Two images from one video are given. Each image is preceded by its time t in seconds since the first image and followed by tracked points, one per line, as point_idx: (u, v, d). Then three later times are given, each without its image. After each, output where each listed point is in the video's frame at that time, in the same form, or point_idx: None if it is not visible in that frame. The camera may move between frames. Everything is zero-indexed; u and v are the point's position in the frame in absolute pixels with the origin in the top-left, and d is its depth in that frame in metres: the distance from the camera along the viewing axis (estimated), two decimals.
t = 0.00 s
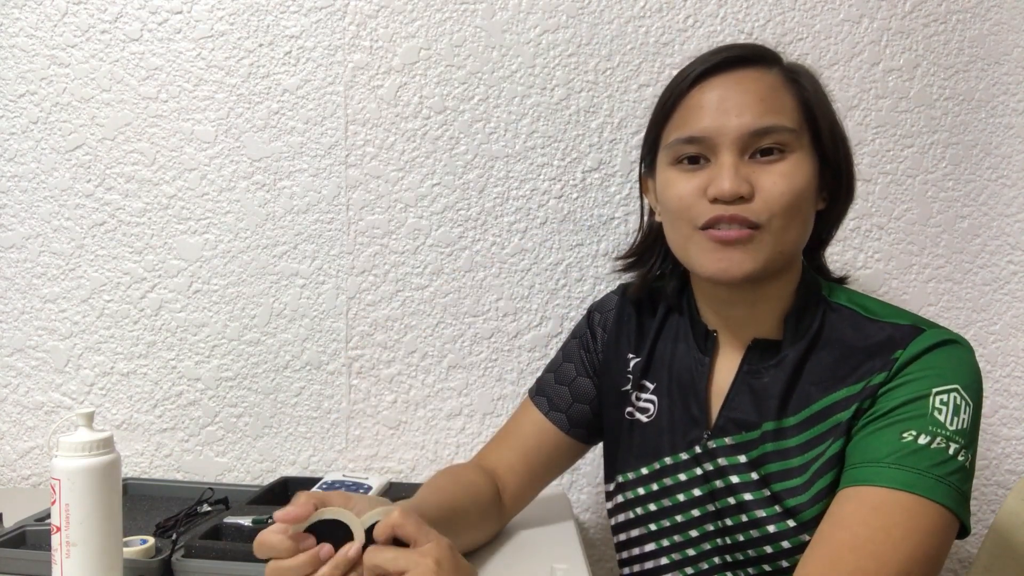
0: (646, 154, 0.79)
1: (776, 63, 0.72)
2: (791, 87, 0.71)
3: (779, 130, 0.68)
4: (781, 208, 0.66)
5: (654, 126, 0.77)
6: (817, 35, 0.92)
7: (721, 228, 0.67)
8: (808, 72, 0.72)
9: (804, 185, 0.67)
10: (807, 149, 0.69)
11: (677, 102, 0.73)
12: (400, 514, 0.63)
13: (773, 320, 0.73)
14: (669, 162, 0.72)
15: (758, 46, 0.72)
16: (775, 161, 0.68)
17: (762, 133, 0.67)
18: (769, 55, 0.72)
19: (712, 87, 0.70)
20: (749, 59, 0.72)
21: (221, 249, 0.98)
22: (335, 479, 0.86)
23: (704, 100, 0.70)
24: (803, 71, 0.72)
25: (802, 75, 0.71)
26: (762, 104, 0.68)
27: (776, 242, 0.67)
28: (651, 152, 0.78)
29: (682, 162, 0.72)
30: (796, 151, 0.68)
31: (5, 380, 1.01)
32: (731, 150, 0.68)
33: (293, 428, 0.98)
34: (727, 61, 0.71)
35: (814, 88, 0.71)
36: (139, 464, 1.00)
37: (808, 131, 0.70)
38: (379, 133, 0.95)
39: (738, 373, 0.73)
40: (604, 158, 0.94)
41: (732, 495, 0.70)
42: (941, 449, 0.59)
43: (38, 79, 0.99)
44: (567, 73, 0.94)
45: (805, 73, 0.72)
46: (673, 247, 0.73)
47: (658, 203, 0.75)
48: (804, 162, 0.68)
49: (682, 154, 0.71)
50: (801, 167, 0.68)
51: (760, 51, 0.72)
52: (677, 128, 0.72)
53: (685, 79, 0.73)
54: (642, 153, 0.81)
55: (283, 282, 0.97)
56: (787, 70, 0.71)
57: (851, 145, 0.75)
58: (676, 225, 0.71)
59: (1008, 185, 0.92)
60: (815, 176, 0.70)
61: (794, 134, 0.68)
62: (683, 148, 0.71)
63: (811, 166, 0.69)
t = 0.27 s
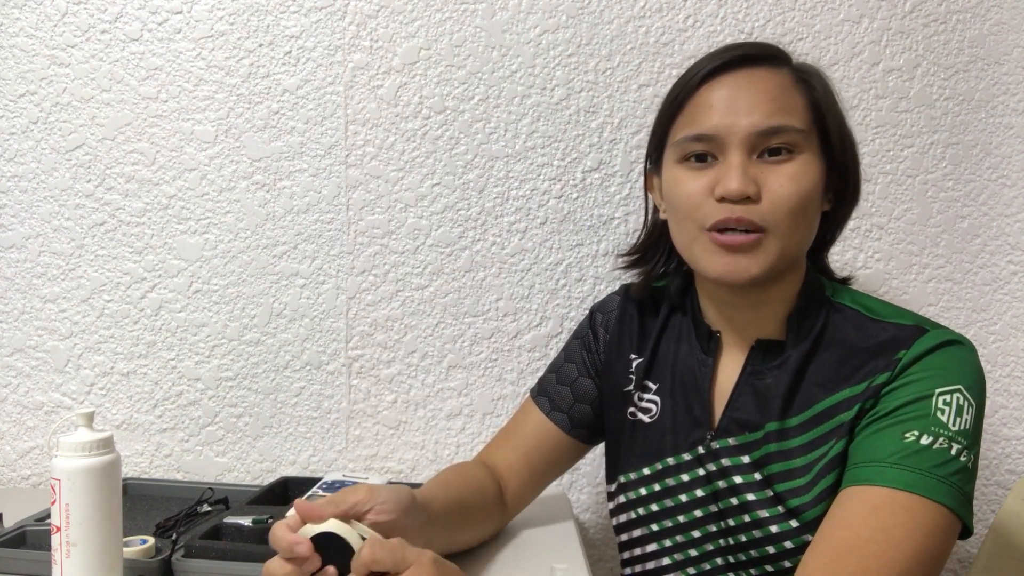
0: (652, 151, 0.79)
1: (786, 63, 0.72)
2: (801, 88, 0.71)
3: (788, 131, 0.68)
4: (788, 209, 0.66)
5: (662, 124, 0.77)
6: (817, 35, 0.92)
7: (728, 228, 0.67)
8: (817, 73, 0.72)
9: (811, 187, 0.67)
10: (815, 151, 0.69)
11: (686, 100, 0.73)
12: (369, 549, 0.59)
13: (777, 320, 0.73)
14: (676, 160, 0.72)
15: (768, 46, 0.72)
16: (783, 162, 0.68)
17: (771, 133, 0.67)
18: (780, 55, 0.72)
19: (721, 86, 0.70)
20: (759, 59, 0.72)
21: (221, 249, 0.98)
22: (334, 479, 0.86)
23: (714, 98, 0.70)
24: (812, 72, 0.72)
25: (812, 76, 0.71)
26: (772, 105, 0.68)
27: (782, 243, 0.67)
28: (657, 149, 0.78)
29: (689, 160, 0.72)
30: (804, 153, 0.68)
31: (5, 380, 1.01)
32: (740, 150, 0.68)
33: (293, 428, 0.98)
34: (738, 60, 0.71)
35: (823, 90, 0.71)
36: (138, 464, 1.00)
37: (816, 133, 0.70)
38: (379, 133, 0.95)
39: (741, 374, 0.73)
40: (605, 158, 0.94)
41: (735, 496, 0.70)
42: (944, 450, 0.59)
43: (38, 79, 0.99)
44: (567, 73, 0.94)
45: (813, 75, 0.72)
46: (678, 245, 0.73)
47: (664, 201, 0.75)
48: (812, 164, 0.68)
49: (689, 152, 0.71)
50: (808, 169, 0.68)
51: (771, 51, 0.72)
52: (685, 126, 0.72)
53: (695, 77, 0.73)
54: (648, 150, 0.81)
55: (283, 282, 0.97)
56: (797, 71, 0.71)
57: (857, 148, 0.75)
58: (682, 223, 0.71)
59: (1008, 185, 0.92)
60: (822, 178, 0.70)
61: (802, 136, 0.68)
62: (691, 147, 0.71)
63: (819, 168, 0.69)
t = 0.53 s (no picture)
0: (655, 151, 0.79)
1: (789, 64, 0.72)
2: (803, 89, 0.70)
3: (790, 133, 0.67)
4: (790, 212, 0.66)
5: (664, 124, 0.77)
6: (817, 35, 0.92)
7: (729, 230, 0.68)
8: (820, 73, 0.72)
9: (813, 189, 0.67)
10: (817, 152, 0.69)
11: (688, 101, 0.73)
12: (373, 563, 0.56)
13: (779, 321, 0.73)
14: (678, 162, 0.73)
15: (771, 46, 0.72)
16: (785, 165, 0.68)
17: (773, 136, 0.67)
18: (783, 56, 0.71)
19: (723, 87, 0.70)
20: (762, 60, 0.72)
21: (220, 249, 0.98)
22: (334, 479, 0.86)
23: (716, 100, 0.70)
24: (814, 72, 0.72)
25: (814, 77, 0.71)
26: (774, 107, 0.68)
27: (784, 246, 0.67)
28: (660, 150, 0.78)
29: (691, 162, 0.72)
30: (806, 155, 0.68)
31: (5, 380, 1.01)
32: (741, 152, 0.68)
33: (293, 428, 0.98)
34: (740, 61, 0.71)
35: (825, 90, 0.71)
36: (138, 464, 1.00)
37: (818, 134, 0.70)
38: (379, 133, 0.95)
39: (743, 374, 0.73)
40: (605, 158, 0.94)
41: (737, 496, 0.70)
42: (945, 450, 0.59)
43: (38, 79, 0.99)
44: (567, 73, 0.94)
45: (816, 75, 0.72)
46: (680, 247, 0.73)
47: (666, 202, 0.75)
48: (814, 166, 0.68)
49: (691, 154, 0.71)
50: (810, 170, 0.68)
51: (774, 51, 0.72)
52: (687, 127, 0.72)
53: (697, 78, 0.72)
54: (651, 150, 0.81)
55: (283, 282, 0.97)
56: (800, 71, 0.71)
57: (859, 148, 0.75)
58: (683, 225, 0.71)
59: (1008, 185, 0.92)
60: (824, 180, 0.70)
61: (804, 137, 0.68)
62: (692, 149, 0.71)
63: (821, 170, 0.69)
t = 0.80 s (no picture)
0: (654, 153, 0.80)
1: (786, 64, 0.72)
2: (800, 89, 0.70)
3: (786, 134, 0.67)
4: (786, 212, 0.66)
5: (661, 125, 0.77)
6: (817, 35, 0.92)
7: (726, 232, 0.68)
8: (817, 73, 0.72)
9: (810, 190, 0.67)
10: (814, 153, 0.69)
11: (685, 103, 0.73)
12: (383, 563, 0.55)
13: (778, 321, 0.73)
14: (675, 164, 0.73)
15: (768, 47, 0.72)
16: (781, 165, 0.68)
17: (769, 136, 0.67)
18: (780, 56, 0.71)
19: (719, 88, 0.70)
20: (758, 60, 0.72)
21: (221, 249, 0.98)
22: (334, 479, 0.86)
23: (712, 101, 0.70)
24: (812, 73, 0.72)
25: (812, 78, 0.71)
26: (770, 108, 0.68)
27: (781, 246, 0.67)
28: (658, 152, 0.78)
29: (688, 164, 0.72)
30: (803, 155, 0.68)
31: (5, 380, 1.01)
32: (738, 153, 0.68)
33: (293, 428, 0.98)
34: (737, 63, 0.71)
35: (823, 90, 0.71)
36: (138, 464, 1.00)
37: (815, 134, 0.70)
38: (379, 133, 0.95)
39: (743, 374, 0.73)
40: (605, 158, 0.94)
41: (737, 496, 0.70)
42: (943, 449, 0.59)
43: (38, 79, 0.99)
44: (567, 73, 0.94)
45: (814, 75, 0.71)
46: (678, 248, 0.74)
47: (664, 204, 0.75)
48: (811, 166, 0.68)
49: (688, 156, 0.71)
50: (807, 170, 0.68)
51: (770, 52, 0.72)
52: (683, 128, 0.72)
53: (694, 79, 0.73)
54: (650, 152, 0.81)
55: (283, 282, 0.97)
56: (796, 72, 0.71)
57: (858, 148, 0.74)
58: (681, 226, 0.71)
59: (1008, 185, 0.92)
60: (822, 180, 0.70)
61: (801, 138, 0.68)
62: (689, 150, 0.71)
63: (818, 170, 0.69)
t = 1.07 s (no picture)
0: (652, 154, 0.80)
1: (783, 63, 0.72)
2: (797, 89, 0.70)
3: (784, 134, 0.67)
4: (785, 212, 0.66)
5: (660, 126, 0.77)
6: (817, 35, 0.92)
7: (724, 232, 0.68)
8: (814, 73, 0.72)
9: (808, 189, 0.67)
10: (812, 152, 0.69)
11: (683, 103, 0.73)
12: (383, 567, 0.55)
13: (777, 321, 0.73)
14: (673, 164, 0.73)
15: (764, 47, 0.72)
16: (779, 165, 0.67)
17: (766, 136, 0.67)
18: (776, 56, 0.71)
19: (716, 89, 0.71)
20: (756, 60, 0.72)
21: (221, 249, 0.98)
22: (334, 479, 0.86)
23: (709, 102, 0.71)
24: (809, 72, 0.72)
25: (809, 77, 0.71)
26: (767, 108, 0.68)
27: (779, 246, 0.67)
28: (657, 152, 0.78)
29: (686, 164, 0.72)
30: (801, 155, 0.68)
31: (5, 380, 1.01)
32: (735, 153, 0.68)
33: (293, 428, 0.98)
34: (734, 63, 0.71)
35: (820, 90, 0.71)
36: (138, 464, 1.00)
37: (813, 134, 0.70)
38: (379, 133, 0.95)
39: (742, 373, 0.73)
40: (605, 158, 0.94)
41: (735, 495, 0.70)
42: (942, 449, 0.59)
43: (38, 79, 0.99)
44: (567, 73, 0.94)
45: (811, 75, 0.71)
46: (676, 249, 0.74)
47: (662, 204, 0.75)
48: (809, 165, 0.68)
49: (686, 156, 0.72)
50: (805, 170, 0.68)
51: (767, 52, 0.72)
52: (681, 129, 0.73)
53: (692, 80, 0.73)
54: (648, 153, 0.81)
55: (283, 282, 0.97)
56: (793, 71, 0.71)
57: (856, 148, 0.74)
58: (679, 227, 0.71)
59: (1008, 185, 0.92)
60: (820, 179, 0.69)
61: (799, 137, 0.68)
62: (687, 150, 0.71)
63: (816, 170, 0.69)
